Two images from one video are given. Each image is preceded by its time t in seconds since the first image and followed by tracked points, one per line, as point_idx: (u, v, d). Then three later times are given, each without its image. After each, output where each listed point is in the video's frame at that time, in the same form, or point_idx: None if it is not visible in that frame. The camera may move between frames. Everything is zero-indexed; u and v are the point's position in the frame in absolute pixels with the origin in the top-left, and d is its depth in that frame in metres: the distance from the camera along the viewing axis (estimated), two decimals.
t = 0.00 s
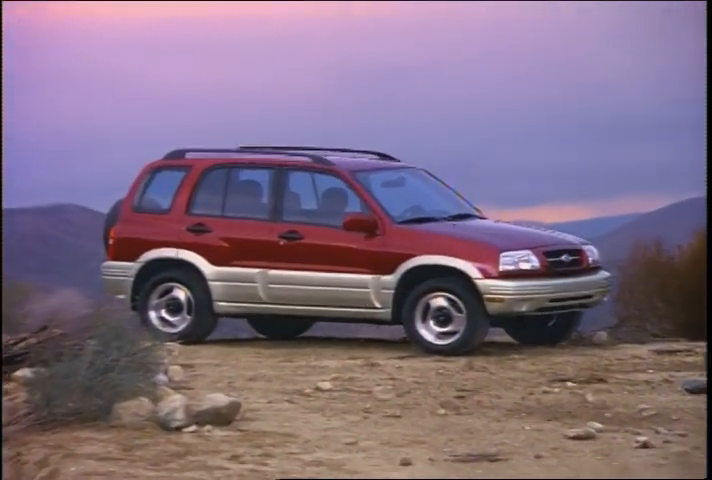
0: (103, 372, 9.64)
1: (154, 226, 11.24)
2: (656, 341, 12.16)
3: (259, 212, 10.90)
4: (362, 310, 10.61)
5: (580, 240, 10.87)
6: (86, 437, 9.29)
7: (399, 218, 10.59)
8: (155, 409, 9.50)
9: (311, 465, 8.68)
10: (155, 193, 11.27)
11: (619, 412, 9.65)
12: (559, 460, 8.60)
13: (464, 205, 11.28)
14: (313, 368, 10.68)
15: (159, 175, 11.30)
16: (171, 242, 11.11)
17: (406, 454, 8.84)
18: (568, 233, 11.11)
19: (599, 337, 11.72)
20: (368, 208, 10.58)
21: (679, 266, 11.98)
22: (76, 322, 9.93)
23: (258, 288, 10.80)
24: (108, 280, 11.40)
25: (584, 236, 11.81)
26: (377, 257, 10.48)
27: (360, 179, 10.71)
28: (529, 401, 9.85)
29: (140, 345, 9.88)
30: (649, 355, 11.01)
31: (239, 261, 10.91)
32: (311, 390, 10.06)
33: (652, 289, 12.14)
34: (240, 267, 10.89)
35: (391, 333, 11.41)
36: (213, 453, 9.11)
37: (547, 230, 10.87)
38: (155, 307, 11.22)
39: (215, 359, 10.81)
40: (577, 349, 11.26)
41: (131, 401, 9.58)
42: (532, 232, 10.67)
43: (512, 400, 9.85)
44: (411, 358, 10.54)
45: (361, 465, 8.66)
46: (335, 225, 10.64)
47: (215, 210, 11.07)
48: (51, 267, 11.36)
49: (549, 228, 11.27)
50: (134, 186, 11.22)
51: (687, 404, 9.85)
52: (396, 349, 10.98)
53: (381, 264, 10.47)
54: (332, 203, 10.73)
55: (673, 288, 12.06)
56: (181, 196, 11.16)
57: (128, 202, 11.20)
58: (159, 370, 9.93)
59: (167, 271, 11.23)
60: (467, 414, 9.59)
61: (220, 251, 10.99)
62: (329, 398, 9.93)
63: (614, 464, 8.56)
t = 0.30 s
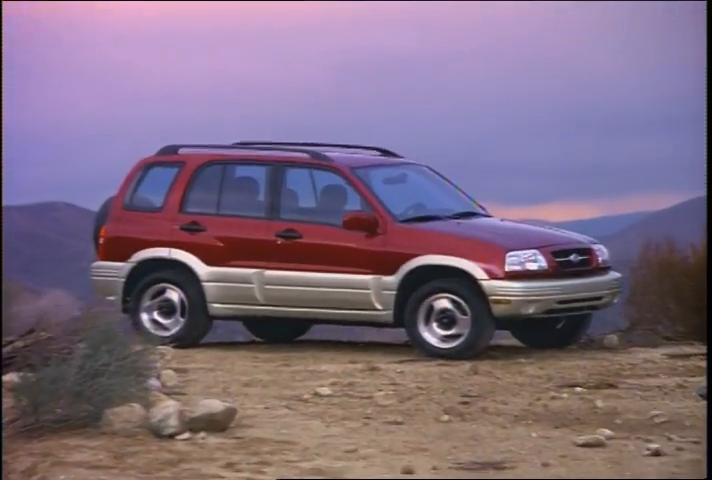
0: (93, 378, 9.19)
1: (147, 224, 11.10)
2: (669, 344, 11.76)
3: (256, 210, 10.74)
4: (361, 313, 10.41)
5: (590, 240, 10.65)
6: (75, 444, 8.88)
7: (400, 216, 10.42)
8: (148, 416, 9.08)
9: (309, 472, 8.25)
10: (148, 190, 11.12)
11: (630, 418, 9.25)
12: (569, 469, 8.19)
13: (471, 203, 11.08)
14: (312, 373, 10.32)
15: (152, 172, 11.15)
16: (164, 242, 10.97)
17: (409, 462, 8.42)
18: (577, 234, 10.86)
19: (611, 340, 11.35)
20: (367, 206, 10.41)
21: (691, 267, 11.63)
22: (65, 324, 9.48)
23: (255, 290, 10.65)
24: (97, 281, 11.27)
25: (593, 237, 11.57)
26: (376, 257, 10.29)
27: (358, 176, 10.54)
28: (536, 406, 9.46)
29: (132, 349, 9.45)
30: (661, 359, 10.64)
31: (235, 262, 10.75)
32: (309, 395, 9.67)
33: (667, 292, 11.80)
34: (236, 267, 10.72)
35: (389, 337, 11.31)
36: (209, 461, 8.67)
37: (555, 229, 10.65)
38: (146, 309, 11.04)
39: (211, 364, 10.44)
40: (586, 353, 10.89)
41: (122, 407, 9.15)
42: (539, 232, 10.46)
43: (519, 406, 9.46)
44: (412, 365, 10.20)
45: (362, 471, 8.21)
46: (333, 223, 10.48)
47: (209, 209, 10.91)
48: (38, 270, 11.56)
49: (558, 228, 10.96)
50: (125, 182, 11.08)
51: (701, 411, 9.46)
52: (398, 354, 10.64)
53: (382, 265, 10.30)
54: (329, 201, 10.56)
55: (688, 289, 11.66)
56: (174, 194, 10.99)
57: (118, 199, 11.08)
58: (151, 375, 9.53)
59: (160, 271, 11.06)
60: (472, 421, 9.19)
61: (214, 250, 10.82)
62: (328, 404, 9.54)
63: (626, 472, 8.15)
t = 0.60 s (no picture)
0: (85, 381, 8.87)
1: (141, 222, 10.96)
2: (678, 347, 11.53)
3: (253, 209, 10.59)
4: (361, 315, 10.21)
5: (597, 239, 10.42)
6: (67, 450, 8.55)
7: (401, 215, 10.23)
8: (142, 421, 8.76)
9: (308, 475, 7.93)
10: (143, 189, 10.99)
11: (638, 423, 8.96)
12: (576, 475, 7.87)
13: (475, 202, 10.89)
14: (311, 376, 10.06)
15: (147, 170, 11.02)
16: (158, 242, 10.82)
17: (411, 468, 8.10)
18: (585, 233, 10.63)
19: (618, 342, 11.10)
20: (367, 204, 10.24)
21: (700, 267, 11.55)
22: (56, 326, 9.30)
23: (252, 290, 10.45)
24: (89, 282, 11.13)
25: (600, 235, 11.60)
26: (377, 257, 10.09)
27: (358, 174, 10.38)
28: (541, 411, 9.16)
29: (125, 351, 9.15)
30: (670, 362, 10.38)
31: (231, 261, 10.56)
32: (308, 400, 9.40)
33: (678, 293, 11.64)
34: (232, 267, 10.56)
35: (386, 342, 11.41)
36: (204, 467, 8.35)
37: (561, 228, 10.44)
38: (140, 311, 10.91)
39: (207, 367, 10.17)
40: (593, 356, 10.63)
41: (115, 412, 8.84)
42: (544, 231, 10.25)
43: (524, 410, 9.17)
44: (414, 369, 9.95)
45: (362, 476, 7.88)
46: (331, 222, 10.31)
47: (205, 208, 10.76)
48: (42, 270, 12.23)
49: (564, 227, 10.74)
50: (119, 181, 10.96)
51: None
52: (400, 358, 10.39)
53: (383, 266, 10.08)
54: (327, 200, 10.40)
55: (697, 289, 11.54)
56: (170, 192, 10.86)
57: (112, 198, 10.95)
58: (145, 378, 9.25)
59: (156, 271, 10.90)
60: (476, 426, 8.89)
61: (210, 249, 10.65)
62: (327, 408, 9.26)
63: None
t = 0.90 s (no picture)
0: (77, 384, 8.56)
1: (135, 221, 10.74)
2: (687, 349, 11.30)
3: (249, 207, 10.37)
4: (360, 317, 9.98)
5: (604, 239, 10.18)
6: (59, 454, 8.26)
7: (402, 214, 10.00)
8: (136, 425, 8.48)
9: None
10: (137, 186, 10.78)
11: (646, 428, 8.71)
12: None
13: (478, 201, 10.67)
14: (308, 380, 9.82)
15: (141, 167, 10.80)
16: (152, 241, 10.60)
17: (412, 474, 7.82)
18: (592, 232, 10.39)
19: (626, 345, 10.87)
20: (367, 203, 10.01)
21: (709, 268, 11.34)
22: (48, 328, 8.75)
23: (249, 291, 10.24)
24: (80, 282, 10.91)
25: (605, 236, 11.37)
26: (377, 257, 9.86)
27: (358, 172, 10.15)
28: (546, 416, 8.91)
29: (119, 353, 8.89)
30: (677, 365, 10.14)
31: (227, 262, 10.35)
32: (307, 404, 9.15)
33: (685, 293, 11.42)
34: (227, 268, 10.34)
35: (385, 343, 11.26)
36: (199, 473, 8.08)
37: (568, 227, 10.20)
38: (134, 312, 10.68)
39: (202, 371, 9.94)
40: (598, 359, 10.39)
41: (108, 416, 8.55)
42: (549, 231, 10.02)
43: (528, 415, 8.92)
44: (415, 372, 9.71)
45: None
46: (329, 221, 10.09)
47: (201, 207, 10.55)
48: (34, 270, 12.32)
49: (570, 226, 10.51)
50: (112, 178, 10.74)
51: None
52: (401, 361, 10.17)
53: (383, 266, 9.86)
54: (325, 197, 10.18)
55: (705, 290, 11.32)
56: (164, 190, 10.64)
57: (104, 196, 10.73)
58: (139, 381, 8.99)
59: (150, 272, 10.68)
60: (479, 430, 8.64)
61: (206, 249, 10.43)
62: (326, 412, 9.02)
63: None
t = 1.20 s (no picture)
0: (73, 386, 8.42)
1: (132, 220, 10.64)
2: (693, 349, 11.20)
3: (248, 206, 10.27)
4: (360, 317, 9.87)
5: (607, 238, 10.09)
6: (55, 456, 8.13)
7: (402, 212, 9.90)
8: (133, 426, 8.35)
9: None
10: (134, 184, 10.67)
11: (649, 430, 8.60)
12: None
13: (479, 199, 10.57)
14: (308, 380, 9.72)
15: (139, 165, 10.70)
16: (150, 240, 10.50)
17: (414, 476, 7.70)
18: (595, 232, 10.29)
19: (628, 345, 10.77)
20: (367, 201, 9.90)
21: None
22: (44, 328, 8.64)
23: (248, 291, 10.13)
24: (76, 282, 10.80)
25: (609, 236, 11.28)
26: (376, 257, 9.76)
27: (357, 170, 10.04)
28: (548, 417, 8.80)
29: (115, 355, 8.77)
30: (681, 366, 10.04)
31: (225, 262, 10.25)
32: (306, 405, 9.04)
33: (690, 293, 11.31)
34: (226, 267, 10.23)
35: (386, 344, 11.18)
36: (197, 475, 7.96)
37: (570, 226, 10.10)
38: (131, 312, 10.57)
39: (201, 371, 9.84)
40: (600, 360, 10.29)
41: (105, 417, 8.41)
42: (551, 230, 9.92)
43: (531, 416, 8.81)
44: (415, 373, 9.61)
45: None
46: (328, 220, 9.98)
47: (199, 205, 10.44)
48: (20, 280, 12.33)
49: (572, 226, 10.41)
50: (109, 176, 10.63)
51: None
52: (401, 362, 10.06)
53: (383, 266, 9.76)
54: (325, 196, 10.08)
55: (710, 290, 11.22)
56: (162, 189, 10.54)
57: (102, 195, 10.64)
58: (136, 382, 8.87)
59: (148, 271, 10.58)
60: (481, 432, 8.53)
61: (204, 248, 10.33)
62: (326, 413, 8.91)
63: None
